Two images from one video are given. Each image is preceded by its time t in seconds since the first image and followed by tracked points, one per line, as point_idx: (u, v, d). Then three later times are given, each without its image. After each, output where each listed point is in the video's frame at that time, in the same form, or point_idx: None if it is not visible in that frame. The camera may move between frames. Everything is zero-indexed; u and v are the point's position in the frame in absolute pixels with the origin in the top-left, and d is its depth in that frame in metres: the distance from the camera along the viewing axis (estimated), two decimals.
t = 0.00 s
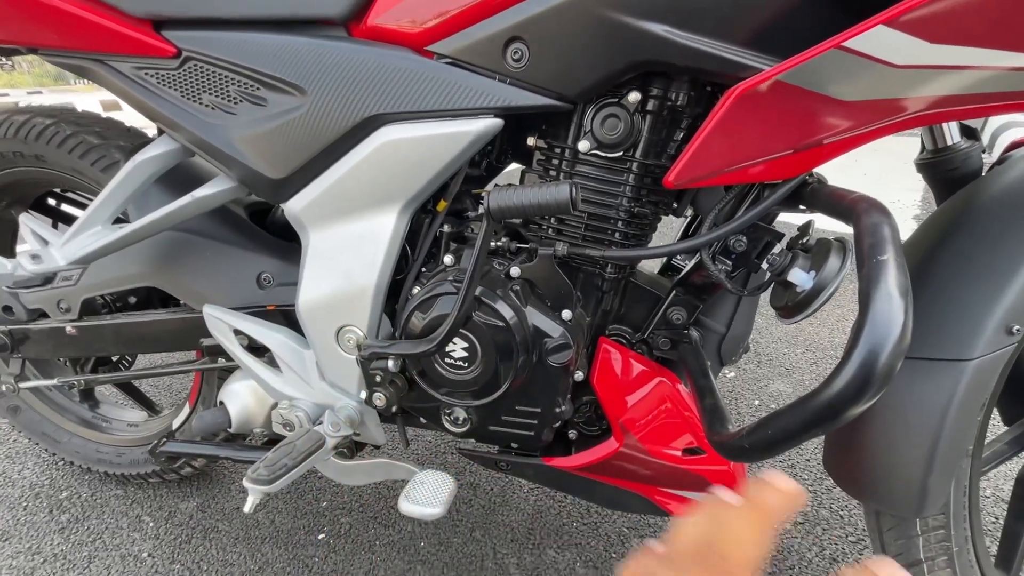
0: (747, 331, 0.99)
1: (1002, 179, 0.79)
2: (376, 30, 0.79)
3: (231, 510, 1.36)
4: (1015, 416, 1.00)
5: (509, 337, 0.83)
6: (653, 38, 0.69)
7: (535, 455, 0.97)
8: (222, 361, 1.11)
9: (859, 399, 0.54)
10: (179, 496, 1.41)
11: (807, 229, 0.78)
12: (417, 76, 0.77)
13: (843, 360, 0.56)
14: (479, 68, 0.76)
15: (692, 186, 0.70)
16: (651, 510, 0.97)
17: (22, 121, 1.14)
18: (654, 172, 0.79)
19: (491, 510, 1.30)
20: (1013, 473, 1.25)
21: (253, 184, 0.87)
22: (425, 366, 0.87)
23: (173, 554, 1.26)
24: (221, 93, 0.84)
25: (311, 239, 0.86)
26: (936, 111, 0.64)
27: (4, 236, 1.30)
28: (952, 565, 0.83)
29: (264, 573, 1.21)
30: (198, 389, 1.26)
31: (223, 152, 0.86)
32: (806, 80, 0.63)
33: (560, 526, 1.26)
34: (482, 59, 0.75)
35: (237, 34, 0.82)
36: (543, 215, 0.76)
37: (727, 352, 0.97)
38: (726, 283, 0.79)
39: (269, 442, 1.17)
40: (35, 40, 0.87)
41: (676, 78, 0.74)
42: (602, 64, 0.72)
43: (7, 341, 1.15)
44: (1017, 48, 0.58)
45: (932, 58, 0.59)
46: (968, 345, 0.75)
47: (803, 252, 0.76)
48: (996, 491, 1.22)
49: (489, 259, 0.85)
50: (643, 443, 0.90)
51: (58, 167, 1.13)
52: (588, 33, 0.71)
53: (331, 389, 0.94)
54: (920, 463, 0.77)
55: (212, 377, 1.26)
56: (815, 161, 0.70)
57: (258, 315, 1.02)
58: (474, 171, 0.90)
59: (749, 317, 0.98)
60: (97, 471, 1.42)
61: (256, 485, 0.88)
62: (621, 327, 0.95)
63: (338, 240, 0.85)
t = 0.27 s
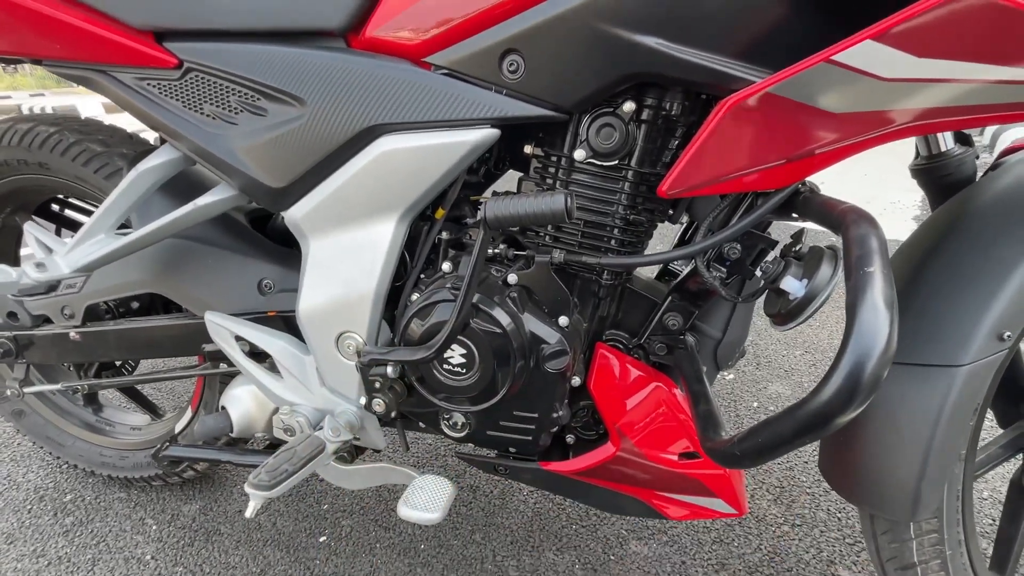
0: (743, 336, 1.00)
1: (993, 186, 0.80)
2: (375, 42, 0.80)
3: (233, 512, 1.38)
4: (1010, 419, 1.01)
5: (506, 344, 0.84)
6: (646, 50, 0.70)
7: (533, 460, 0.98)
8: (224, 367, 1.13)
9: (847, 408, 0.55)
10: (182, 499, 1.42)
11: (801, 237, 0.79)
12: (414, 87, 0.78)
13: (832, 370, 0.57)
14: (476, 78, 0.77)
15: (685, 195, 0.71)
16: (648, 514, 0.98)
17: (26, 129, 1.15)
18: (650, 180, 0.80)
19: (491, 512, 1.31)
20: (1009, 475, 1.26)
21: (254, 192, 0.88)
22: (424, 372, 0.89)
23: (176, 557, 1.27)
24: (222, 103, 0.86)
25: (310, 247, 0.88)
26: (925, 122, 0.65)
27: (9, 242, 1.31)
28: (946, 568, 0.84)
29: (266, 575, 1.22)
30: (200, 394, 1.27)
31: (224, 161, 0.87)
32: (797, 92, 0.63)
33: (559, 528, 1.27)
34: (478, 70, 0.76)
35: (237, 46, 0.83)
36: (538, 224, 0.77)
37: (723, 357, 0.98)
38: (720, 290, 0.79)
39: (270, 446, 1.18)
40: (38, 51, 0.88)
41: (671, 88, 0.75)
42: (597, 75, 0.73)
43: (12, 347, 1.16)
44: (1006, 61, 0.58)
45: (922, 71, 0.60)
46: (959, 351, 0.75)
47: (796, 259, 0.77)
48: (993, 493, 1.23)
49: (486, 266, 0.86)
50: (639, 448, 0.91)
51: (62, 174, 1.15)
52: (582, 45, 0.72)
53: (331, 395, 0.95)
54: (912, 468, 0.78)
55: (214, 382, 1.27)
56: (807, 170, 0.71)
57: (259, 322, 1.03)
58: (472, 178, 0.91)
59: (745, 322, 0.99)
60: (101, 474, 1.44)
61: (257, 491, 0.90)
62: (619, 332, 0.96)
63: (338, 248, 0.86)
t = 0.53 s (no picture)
0: (747, 328, 0.99)
1: (1003, 173, 0.78)
2: (372, 27, 0.78)
3: (233, 507, 1.37)
4: (1016, 410, 1.00)
5: (507, 335, 0.83)
6: (650, 34, 0.68)
7: (534, 452, 0.97)
8: (223, 360, 1.11)
9: (858, 397, 0.54)
10: (181, 493, 1.41)
11: (806, 225, 0.78)
12: (413, 73, 0.76)
13: (842, 358, 0.56)
14: (475, 64, 0.76)
15: (690, 182, 0.70)
16: (651, 507, 0.97)
17: (19, 120, 1.14)
18: (653, 168, 0.78)
19: (492, 505, 1.30)
20: (1014, 467, 1.25)
21: (251, 182, 0.87)
22: (424, 364, 0.87)
23: (176, 551, 1.26)
24: (216, 92, 0.84)
25: (308, 237, 0.86)
26: (940, 105, 0.63)
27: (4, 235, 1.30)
28: (952, 560, 0.83)
29: (266, 569, 1.21)
30: (199, 387, 1.26)
31: (220, 150, 0.86)
32: (805, 74, 0.62)
33: (560, 521, 1.26)
34: (477, 55, 0.75)
35: (231, 32, 0.81)
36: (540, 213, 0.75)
37: (727, 348, 0.97)
38: (725, 279, 0.78)
39: (271, 441, 1.17)
40: (29, 38, 0.86)
41: (675, 73, 0.73)
42: (600, 60, 0.71)
43: (8, 341, 1.15)
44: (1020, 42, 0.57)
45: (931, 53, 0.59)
46: (968, 341, 0.74)
47: (802, 248, 0.76)
48: (997, 486, 1.22)
49: (486, 257, 0.85)
50: (642, 440, 0.90)
51: (56, 166, 1.13)
52: (584, 29, 0.70)
53: (331, 387, 0.93)
54: (920, 459, 0.77)
55: (212, 375, 1.26)
56: (814, 157, 0.69)
57: (257, 314, 1.02)
58: (472, 168, 0.90)
59: (748, 314, 0.98)
60: (100, 468, 1.43)
61: (255, 484, 0.89)
62: (621, 324, 0.94)
63: (336, 239, 0.85)
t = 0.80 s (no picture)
0: (748, 327, 0.98)
1: (1006, 171, 0.78)
2: (370, 26, 0.78)
3: (233, 507, 1.37)
4: (1019, 410, 0.99)
5: (505, 335, 0.82)
6: (649, 31, 0.68)
7: (534, 453, 0.97)
8: (222, 360, 1.11)
9: (858, 399, 0.53)
10: (182, 494, 1.41)
11: (807, 224, 0.77)
12: (410, 72, 0.76)
13: (842, 358, 0.55)
14: (473, 63, 0.75)
15: (689, 181, 0.70)
16: (651, 507, 0.97)
17: (18, 120, 1.13)
18: (653, 167, 0.78)
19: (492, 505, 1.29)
20: (1017, 467, 1.24)
21: (248, 182, 0.86)
22: (423, 364, 0.87)
23: (176, 551, 1.26)
24: (214, 91, 0.84)
25: (306, 237, 0.86)
26: (940, 102, 0.63)
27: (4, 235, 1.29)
28: (954, 562, 0.82)
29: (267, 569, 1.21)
30: (199, 388, 1.26)
31: (217, 150, 0.85)
32: (806, 72, 0.61)
33: (561, 521, 1.25)
34: (476, 54, 0.74)
35: (228, 31, 0.81)
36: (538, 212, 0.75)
37: (727, 348, 0.96)
38: (725, 279, 0.78)
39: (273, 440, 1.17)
40: (26, 38, 0.86)
41: (674, 71, 0.73)
42: (599, 58, 0.71)
43: (7, 341, 1.14)
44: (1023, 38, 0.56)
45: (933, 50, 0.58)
46: (970, 341, 0.73)
47: (802, 247, 0.75)
48: (1000, 485, 1.21)
49: (485, 257, 0.85)
50: (641, 441, 0.89)
51: (55, 166, 1.13)
52: (583, 26, 0.70)
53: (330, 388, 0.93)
54: (921, 460, 0.76)
55: (212, 375, 1.26)
56: (814, 154, 0.69)
57: (256, 314, 1.02)
58: (471, 167, 0.89)
59: (749, 313, 0.97)
60: (101, 469, 1.43)
61: (252, 484, 0.88)
62: (620, 324, 0.94)
63: (333, 239, 0.84)
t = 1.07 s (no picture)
0: (749, 322, 0.97)
1: (1012, 162, 0.77)
2: (367, 14, 0.77)
3: (229, 504, 1.35)
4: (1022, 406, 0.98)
5: (504, 329, 0.81)
6: (650, 17, 0.66)
7: (533, 448, 0.96)
8: (217, 356, 1.10)
9: (865, 391, 0.52)
10: (177, 491, 1.40)
11: (811, 217, 0.76)
12: (407, 61, 0.74)
13: (850, 349, 0.54)
14: (471, 51, 0.74)
15: (691, 171, 0.68)
16: (651, 504, 0.96)
17: (9, 113, 1.12)
18: (653, 158, 0.76)
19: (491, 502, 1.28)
20: (1019, 463, 1.23)
21: (242, 174, 0.85)
22: (420, 359, 0.86)
23: (172, 549, 1.25)
24: (206, 82, 0.82)
25: (301, 231, 0.84)
26: (949, 89, 0.62)
27: None
28: (958, 558, 0.81)
29: (263, 567, 1.20)
30: (194, 384, 1.25)
31: (210, 142, 0.84)
32: (810, 58, 0.61)
33: (560, 518, 1.24)
34: (474, 42, 0.73)
35: (221, 20, 0.79)
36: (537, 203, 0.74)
37: (728, 342, 0.95)
38: (727, 271, 0.77)
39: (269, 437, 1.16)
40: (15, 28, 0.85)
41: (675, 59, 0.71)
42: (598, 46, 0.69)
43: None
44: None
45: (941, 34, 0.57)
46: (976, 334, 0.72)
47: (806, 239, 0.75)
48: (1002, 481, 1.20)
49: (483, 250, 0.84)
50: (642, 436, 0.88)
51: (47, 160, 1.11)
52: (582, 13, 0.68)
53: (326, 384, 0.92)
54: (926, 455, 0.75)
55: (207, 372, 1.24)
56: (818, 144, 0.68)
57: (252, 309, 1.00)
58: (468, 160, 0.88)
59: (750, 307, 0.96)
60: (95, 466, 1.41)
61: (247, 481, 0.87)
62: (620, 318, 0.93)
63: (329, 232, 0.83)
